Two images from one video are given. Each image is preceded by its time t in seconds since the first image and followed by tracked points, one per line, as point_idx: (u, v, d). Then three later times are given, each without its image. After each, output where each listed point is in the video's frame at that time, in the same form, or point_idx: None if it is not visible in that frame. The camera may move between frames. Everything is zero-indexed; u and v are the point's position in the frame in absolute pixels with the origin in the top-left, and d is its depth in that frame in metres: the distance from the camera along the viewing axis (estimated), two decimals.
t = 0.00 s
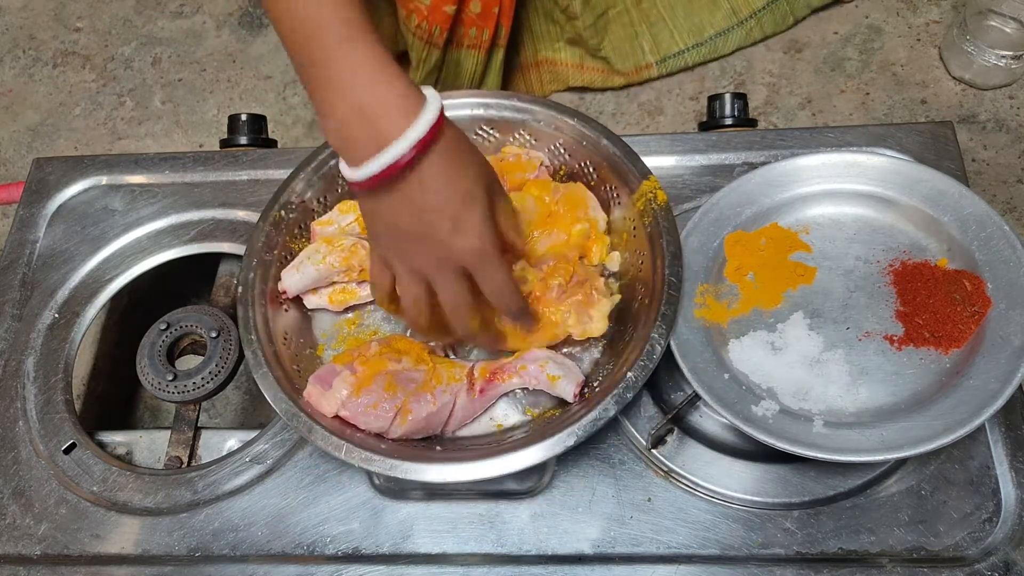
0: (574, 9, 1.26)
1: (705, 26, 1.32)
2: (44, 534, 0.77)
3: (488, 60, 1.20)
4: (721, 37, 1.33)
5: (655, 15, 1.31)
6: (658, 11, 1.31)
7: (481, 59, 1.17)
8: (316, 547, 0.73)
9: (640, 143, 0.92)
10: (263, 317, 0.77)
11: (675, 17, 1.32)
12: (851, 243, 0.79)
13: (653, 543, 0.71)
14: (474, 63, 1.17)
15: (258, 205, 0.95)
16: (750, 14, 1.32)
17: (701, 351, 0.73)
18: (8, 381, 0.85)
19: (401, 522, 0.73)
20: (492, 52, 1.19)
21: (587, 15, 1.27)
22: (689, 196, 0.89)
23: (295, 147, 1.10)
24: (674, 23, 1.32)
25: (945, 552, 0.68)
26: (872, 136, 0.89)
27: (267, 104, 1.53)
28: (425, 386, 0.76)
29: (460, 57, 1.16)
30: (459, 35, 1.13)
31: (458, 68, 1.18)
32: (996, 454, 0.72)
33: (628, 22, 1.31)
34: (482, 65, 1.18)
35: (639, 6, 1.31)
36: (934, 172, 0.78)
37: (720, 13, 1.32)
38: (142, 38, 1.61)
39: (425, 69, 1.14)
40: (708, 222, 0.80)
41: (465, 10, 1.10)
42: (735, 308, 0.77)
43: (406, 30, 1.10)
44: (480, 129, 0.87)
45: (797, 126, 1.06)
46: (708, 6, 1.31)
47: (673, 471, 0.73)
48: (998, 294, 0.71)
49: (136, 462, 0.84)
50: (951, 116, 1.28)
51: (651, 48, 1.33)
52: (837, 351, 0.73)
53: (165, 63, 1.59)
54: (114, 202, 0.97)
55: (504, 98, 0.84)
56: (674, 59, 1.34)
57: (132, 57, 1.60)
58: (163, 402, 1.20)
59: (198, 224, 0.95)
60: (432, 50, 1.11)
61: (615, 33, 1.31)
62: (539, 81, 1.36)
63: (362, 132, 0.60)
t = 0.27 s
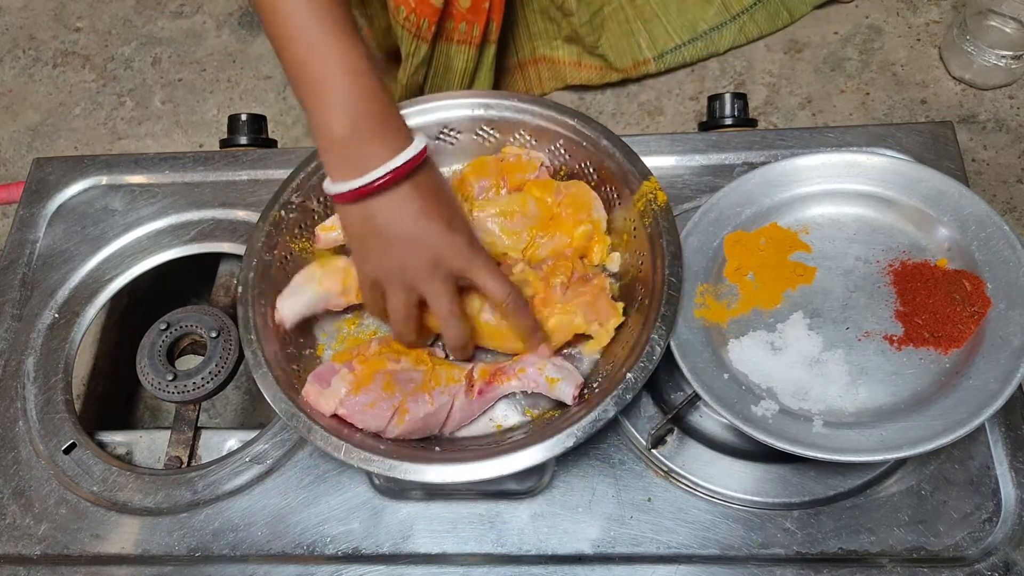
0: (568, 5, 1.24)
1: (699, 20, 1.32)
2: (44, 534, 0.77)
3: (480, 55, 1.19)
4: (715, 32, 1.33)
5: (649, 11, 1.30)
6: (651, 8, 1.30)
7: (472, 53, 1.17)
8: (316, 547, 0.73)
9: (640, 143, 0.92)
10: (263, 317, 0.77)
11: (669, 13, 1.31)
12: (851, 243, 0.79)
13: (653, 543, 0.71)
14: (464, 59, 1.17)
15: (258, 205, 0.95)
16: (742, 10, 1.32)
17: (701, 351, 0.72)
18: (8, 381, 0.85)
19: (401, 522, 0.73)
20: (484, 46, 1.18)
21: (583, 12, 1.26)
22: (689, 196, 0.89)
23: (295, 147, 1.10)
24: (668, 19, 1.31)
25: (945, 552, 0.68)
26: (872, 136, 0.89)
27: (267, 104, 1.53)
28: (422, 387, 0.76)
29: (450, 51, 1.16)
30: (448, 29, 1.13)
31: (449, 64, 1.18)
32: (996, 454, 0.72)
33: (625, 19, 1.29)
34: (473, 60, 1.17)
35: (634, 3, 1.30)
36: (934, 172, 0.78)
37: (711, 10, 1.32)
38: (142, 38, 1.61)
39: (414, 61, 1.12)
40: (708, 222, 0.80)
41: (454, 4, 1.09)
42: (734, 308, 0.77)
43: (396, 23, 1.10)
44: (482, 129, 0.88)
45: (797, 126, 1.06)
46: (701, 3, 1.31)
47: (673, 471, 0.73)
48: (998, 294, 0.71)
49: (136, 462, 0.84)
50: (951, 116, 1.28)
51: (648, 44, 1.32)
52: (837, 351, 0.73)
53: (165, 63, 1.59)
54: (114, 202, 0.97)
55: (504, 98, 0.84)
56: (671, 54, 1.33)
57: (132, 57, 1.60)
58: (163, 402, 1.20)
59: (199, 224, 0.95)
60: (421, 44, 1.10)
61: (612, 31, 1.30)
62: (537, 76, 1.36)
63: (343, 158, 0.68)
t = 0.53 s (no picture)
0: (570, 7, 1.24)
1: (701, 21, 1.32)
2: (44, 534, 0.77)
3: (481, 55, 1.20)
4: (717, 33, 1.33)
5: (651, 12, 1.30)
6: (652, 9, 1.30)
7: (473, 53, 1.17)
8: (316, 547, 0.73)
9: (640, 143, 0.92)
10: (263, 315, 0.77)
11: (670, 14, 1.31)
12: (850, 244, 0.79)
13: (653, 544, 0.70)
14: (465, 60, 1.17)
15: (258, 205, 0.95)
16: (744, 11, 1.33)
17: (700, 351, 0.72)
18: (8, 381, 0.85)
19: (401, 522, 0.73)
20: (485, 47, 1.19)
21: (584, 13, 1.26)
22: (689, 196, 0.89)
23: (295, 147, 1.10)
24: (669, 21, 1.31)
25: (945, 552, 0.68)
26: (872, 136, 0.89)
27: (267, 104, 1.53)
28: (416, 389, 0.76)
29: (451, 51, 1.16)
30: (448, 29, 1.12)
31: (450, 65, 1.18)
32: (996, 454, 0.72)
33: (625, 20, 1.29)
34: (473, 61, 1.18)
35: (634, 4, 1.30)
36: (934, 173, 0.78)
37: (714, 11, 1.32)
38: (142, 38, 1.61)
39: (415, 62, 1.12)
40: (708, 222, 0.80)
41: (454, 4, 1.09)
42: (734, 308, 0.77)
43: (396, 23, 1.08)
44: (488, 132, 0.89)
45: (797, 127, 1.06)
46: (702, 4, 1.32)
47: (673, 471, 0.73)
48: (997, 294, 0.71)
49: (136, 462, 0.84)
50: (951, 116, 1.28)
51: (649, 45, 1.32)
52: (836, 351, 0.73)
53: (165, 63, 1.59)
54: (114, 202, 0.97)
55: (508, 103, 0.85)
56: (671, 55, 1.33)
57: (132, 57, 1.60)
58: (163, 402, 1.18)
59: (199, 224, 0.95)
60: (421, 44, 1.10)
61: (613, 32, 1.30)
62: (537, 78, 1.36)
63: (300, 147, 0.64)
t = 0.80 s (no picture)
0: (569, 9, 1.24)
1: (701, 23, 1.32)
2: (44, 534, 0.77)
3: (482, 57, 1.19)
4: (717, 33, 1.32)
5: (651, 13, 1.29)
6: (653, 10, 1.29)
7: (474, 56, 1.16)
8: (316, 547, 0.73)
9: (640, 143, 0.92)
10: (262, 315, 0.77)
11: (670, 16, 1.30)
12: (850, 244, 0.79)
13: (653, 544, 0.70)
14: (467, 62, 1.17)
15: (259, 205, 0.95)
16: (744, 12, 1.32)
17: (700, 351, 0.72)
18: (8, 381, 0.85)
19: (401, 522, 0.73)
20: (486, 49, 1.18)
21: (583, 15, 1.26)
22: (689, 196, 0.89)
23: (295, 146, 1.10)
24: (670, 22, 1.31)
25: (945, 552, 0.68)
26: (873, 135, 0.89)
27: (267, 104, 1.53)
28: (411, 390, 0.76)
29: (453, 54, 1.16)
30: (450, 32, 1.12)
31: (452, 68, 1.18)
32: (996, 454, 0.72)
33: (625, 21, 1.29)
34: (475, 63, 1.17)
35: (635, 5, 1.30)
36: (934, 173, 0.78)
37: (715, 11, 1.31)
38: (141, 38, 1.61)
39: (417, 66, 1.13)
40: (707, 222, 0.80)
41: (455, 8, 1.09)
42: (734, 309, 0.77)
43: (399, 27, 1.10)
44: (488, 132, 0.88)
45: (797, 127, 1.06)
46: (703, 5, 1.31)
47: (673, 472, 0.73)
48: (997, 295, 0.71)
49: (136, 462, 0.84)
50: (951, 116, 1.28)
51: (648, 46, 1.32)
52: (836, 352, 0.73)
53: (165, 63, 1.59)
54: (114, 202, 0.97)
55: (508, 102, 0.84)
56: (671, 57, 1.33)
57: (132, 57, 1.60)
58: (163, 402, 1.20)
59: (199, 224, 0.95)
60: (423, 48, 1.10)
61: (612, 33, 1.30)
62: (537, 79, 1.36)
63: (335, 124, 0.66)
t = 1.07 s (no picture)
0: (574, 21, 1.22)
1: (706, 36, 1.32)
2: (45, 534, 0.77)
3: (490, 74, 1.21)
4: (722, 46, 1.32)
5: (656, 25, 1.30)
6: (659, 23, 1.30)
7: (483, 72, 1.17)
8: (316, 547, 0.73)
9: (639, 143, 0.92)
10: (259, 315, 0.77)
11: (676, 27, 1.31)
12: (847, 244, 0.79)
13: (653, 544, 0.70)
14: (476, 79, 1.18)
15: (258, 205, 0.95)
16: (754, 26, 1.31)
17: (697, 351, 0.72)
18: (8, 381, 0.85)
19: (401, 522, 0.73)
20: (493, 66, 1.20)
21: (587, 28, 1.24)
22: (688, 196, 0.89)
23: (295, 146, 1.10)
24: (675, 33, 1.31)
25: (945, 552, 0.68)
26: (872, 135, 0.89)
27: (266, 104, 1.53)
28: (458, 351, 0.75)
29: (462, 73, 1.17)
30: (460, 53, 1.12)
31: (461, 86, 1.19)
32: (995, 454, 0.72)
33: (627, 33, 1.29)
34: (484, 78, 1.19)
35: (640, 17, 1.29)
36: (930, 174, 0.78)
37: (722, 23, 1.31)
38: (141, 38, 1.62)
39: (427, 86, 1.13)
40: (705, 222, 0.80)
41: (466, 29, 1.08)
42: (731, 309, 0.77)
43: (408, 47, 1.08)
44: (480, 135, 0.90)
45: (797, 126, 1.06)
46: (711, 17, 1.31)
47: (673, 472, 0.73)
48: (994, 295, 0.71)
49: (136, 462, 0.84)
50: (951, 116, 1.28)
51: (650, 59, 1.33)
52: (833, 352, 0.73)
53: (165, 63, 1.59)
54: (114, 203, 0.97)
55: (500, 106, 0.86)
56: (672, 70, 1.34)
57: (132, 57, 1.60)
58: (163, 402, 1.19)
59: (198, 224, 0.95)
60: (434, 69, 1.10)
61: (613, 43, 1.30)
62: (539, 83, 1.37)
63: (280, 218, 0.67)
